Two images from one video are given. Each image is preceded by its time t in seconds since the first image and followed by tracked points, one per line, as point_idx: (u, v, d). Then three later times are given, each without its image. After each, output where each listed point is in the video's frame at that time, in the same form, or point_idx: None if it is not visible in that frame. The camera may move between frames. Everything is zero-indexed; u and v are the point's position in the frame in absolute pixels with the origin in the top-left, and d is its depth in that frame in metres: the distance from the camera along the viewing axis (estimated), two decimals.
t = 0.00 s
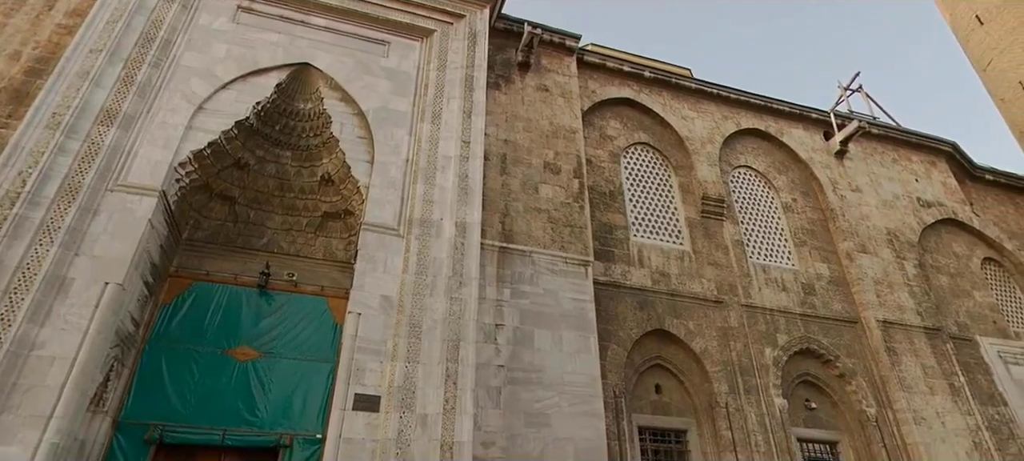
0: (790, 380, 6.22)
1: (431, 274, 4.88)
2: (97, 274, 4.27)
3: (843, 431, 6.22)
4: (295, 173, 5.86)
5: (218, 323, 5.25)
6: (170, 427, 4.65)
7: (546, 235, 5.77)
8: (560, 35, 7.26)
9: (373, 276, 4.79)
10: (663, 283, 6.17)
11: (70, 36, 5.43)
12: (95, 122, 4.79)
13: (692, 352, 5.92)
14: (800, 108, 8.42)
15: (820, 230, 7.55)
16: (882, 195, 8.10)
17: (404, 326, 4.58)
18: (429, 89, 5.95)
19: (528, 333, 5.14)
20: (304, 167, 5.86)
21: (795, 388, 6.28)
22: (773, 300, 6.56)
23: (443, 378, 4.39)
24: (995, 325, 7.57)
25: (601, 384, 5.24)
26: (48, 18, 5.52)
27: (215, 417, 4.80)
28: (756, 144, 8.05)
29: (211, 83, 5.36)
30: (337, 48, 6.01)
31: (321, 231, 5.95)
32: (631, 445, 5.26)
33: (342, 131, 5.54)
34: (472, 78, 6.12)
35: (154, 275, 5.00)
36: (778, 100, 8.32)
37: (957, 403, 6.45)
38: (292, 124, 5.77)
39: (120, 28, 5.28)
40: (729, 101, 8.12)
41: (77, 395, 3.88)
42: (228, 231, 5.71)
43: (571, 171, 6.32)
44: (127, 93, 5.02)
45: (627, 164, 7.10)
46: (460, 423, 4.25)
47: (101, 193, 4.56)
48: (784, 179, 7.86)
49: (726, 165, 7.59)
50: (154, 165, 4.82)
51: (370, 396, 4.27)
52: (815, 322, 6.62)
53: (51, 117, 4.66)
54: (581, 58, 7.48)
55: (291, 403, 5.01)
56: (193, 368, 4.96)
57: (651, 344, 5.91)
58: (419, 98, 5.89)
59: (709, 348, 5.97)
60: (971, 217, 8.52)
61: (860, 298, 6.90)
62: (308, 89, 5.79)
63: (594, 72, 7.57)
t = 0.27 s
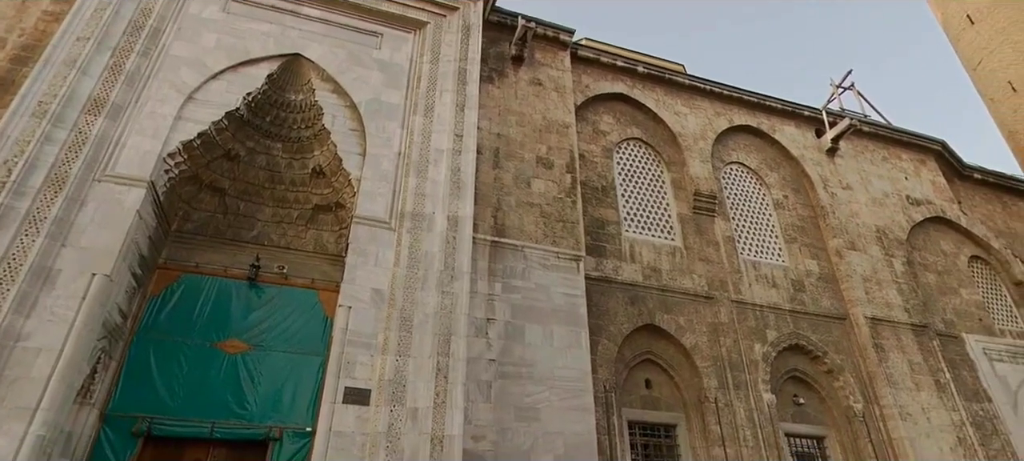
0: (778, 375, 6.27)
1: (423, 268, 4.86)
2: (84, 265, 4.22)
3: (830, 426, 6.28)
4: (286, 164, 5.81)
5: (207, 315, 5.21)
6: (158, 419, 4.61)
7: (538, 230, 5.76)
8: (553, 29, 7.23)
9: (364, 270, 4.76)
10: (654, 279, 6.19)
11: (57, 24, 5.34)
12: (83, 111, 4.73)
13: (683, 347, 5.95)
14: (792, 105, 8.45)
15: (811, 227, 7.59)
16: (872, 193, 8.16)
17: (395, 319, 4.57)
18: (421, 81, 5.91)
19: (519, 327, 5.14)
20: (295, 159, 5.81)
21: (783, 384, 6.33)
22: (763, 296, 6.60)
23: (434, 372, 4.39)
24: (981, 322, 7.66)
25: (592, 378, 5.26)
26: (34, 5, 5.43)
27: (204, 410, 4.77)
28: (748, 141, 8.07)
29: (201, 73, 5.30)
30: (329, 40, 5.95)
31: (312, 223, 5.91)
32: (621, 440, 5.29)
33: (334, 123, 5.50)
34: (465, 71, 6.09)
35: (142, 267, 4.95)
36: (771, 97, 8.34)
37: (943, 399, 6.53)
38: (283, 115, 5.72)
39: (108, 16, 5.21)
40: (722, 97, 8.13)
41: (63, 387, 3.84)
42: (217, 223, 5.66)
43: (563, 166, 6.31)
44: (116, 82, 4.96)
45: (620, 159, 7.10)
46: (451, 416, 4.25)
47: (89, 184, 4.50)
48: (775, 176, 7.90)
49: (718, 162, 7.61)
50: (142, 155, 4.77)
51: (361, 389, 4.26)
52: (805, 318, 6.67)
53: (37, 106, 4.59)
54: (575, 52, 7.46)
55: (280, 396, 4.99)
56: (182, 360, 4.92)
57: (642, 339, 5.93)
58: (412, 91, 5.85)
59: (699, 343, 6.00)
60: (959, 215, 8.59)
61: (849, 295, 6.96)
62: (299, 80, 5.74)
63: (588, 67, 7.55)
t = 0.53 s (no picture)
0: (767, 371, 6.31)
1: (414, 261, 4.83)
2: (71, 256, 4.17)
3: (818, 422, 6.33)
4: (276, 156, 5.76)
5: (196, 307, 5.16)
6: (146, 412, 4.58)
7: (530, 225, 5.75)
8: (547, 23, 7.20)
9: (355, 263, 4.74)
10: (645, 274, 6.20)
11: (43, 11, 5.25)
12: (69, 100, 4.65)
13: (673, 343, 5.97)
14: (784, 102, 8.47)
15: (801, 224, 7.63)
16: (862, 190, 8.21)
17: (385, 313, 4.55)
18: (414, 74, 5.87)
19: (510, 322, 5.13)
20: (286, 150, 5.75)
21: (772, 379, 6.37)
22: (753, 292, 6.63)
23: (425, 366, 4.37)
24: (967, 319, 7.74)
25: (582, 373, 5.26)
26: None
27: (192, 403, 4.73)
28: (740, 137, 8.08)
29: (191, 63, 5.23)
30: (321, 30, 5.89)
31: (302, 216, 5.87)
32: (611, 434, 5.30)
33: (326, 115, 5.45)
34: (458, 64, 6.04)
35: (130, 258, 4.90)
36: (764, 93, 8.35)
37: (929, 396, 6.60)
38: (273, 107, 5.66)
39: (95, 3, 5.12)
40: (715, 93, 8.14)
41: (49, 379, 3.80)
42: (206, 215, 5.60)
43: (556, 160, 6.30)
44: (103, 71, 4.89)
45: (612, 154, 7.10)
46: (441, 410, 4.25)
47: (75, 174, 4.44)
48: (767, 172, 7.92)
49: (710, 158, 7.63)
50: (130, 145, 4.71)
51: (351, 383, 4.24)
52: (794, 314, 6.72)
53: (22, 94, 4.51)
54: (569, 46, 7.43)
55: (270, 389, 4.96)
56: (170, 353, 4.88)
57: (633, 334, 5.94)
58: (404, 83, 5.80)
59: (689, 339, 6.03)
60: (947, 213, 8.67)
61: (838, 292, 7.00)
62: (290, 71, 5.68)
63: (581, 61, 7.52)
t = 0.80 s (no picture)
0: (757, 367, 6.34)
1: (405, 255, 4.80)
2: (56, 247, 4.10)
3: (806, 417, 6.37)
4: (266, 147, 5.70)
5: (184, 300, 5.11)
6: (133, 405, 4.53)
7: (522, 219, 5.73)
8: (541, 16, 7.16)
9: (346, 256, 4.70)
10: (637, 269, 6.21)
11: None
12: (55, 88, 4.57)
13: (664, 338, 5.98)
14: (777, 99, 8.48)
15: (792, 220, 7.66)
16: (852, 188, 8.25)
17: (376, 306, 4.51)
18: (406, 66, 5.82)
19: (501, 316, 5.12)
20: (276, 142, 5.69)
21: (762, 375, 6.40)
22: (744, 288, 6.66)
23: (415, 360, 4.35)
24: (954, 316, 7.81)
25: (573, 368, 5.26)
26: None
27: (180, 396, 4.69)
28: (732, 133, 8.09)
29: (179, 52, 5.15)
30: (313, 21, 5.82)
31: (292, 208, 5.82)
32: (601, 429, 5.31)
33: (317, 107, 5.39)
34: (452, 57, 6.00)
35: (117, 249, 4.84)
36: (757, 90, 8.36)
37: (916, 391, 6.66)
38: (263, 97, 5.58)
39: None
40: (708, 89, 8.14)
41: (34, 372, 3.75)
42: (195, 206, 5.54)
43: (549, 154, 6.28)
44: (90, 59, 4.81)
45: (605, 149, 7.08)
46: (431, 405, 4.23)
47: (61, 163, 4.37)
48: (759, 169, 7.94)
49: (703, 153, 7.63)
50: (117, 135, 4.64)
51: (341, 376, 4.22)
52: (784, 310, 6.75)
53: (6, 82, 4.42)
54: (563, 40, 7.39)
55: (259, 382, 4.93)
56: (157, 345, 4.83)
57: (623, 329, 5.95)
58: (397, 75, 5.75)
59: (680, 334, 6.04)
60: (937, 211, 8.73)
61: (828, 288, 7.05)
62: (281, 62, 5.61)
63: (575, 55, 7.49)
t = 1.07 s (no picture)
0: (747, 363, 6.36)
1: (396, 248, 4.76)
2: (42, 238, 4.04)
3: (795, 413, 6.41)
4: (257, 139, 5.64)
5: (172, 292, 5.05)
6: (120, 399, 4.48)
7: (514, 213, 5.71)
8: (536, 10, 7.11)
9: (336, 249, 4.66)
10: (629, 265, 6.20)
11: None
12: (40, 76, 4.50)
13: (655, 334, 5.99)
14: (770, 95, 8.48)
15: (784, 217, 7.67)
16: (844, 185, 8.28)
17: (367, 300, 4.48)
18: (399, 58, 5.76)
19: (493, 311, 5.10)
20: (266, 134, 5.63)
21: (752, 371, 6.43)
22: (735, 285, 6.67)
23: (406, 354, 4.32)
24: (942, 314, 7.87)
25: (565, 363, 5.25)
26: None
27: (168, 390, 4.64)
28: (726, 129, 8.09)
29: (168, 41, 5.07)
30: (304, 11, 5.74)
31: (283, 201, 5.78)
32: (592, 424, 5.31)
33: (308, 99, 5.34)
34: (445, 49, 5.95)
35: (104, 241, 4.77)
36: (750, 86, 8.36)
37: (904, 388, 6.71)
38: (254, 89, 5.51)
39: None
40: (701, 85, 8.13)
41: (19, 365, 3.69)
42: (184, 198, 5.49)
43: (542, 149, 6.25)
44: (76, 47, 4.73)
45: (598, 144, 7.07)
46: (422, 399, 4.21)
47: (47, 153, 4.30)
48: (751, 165, 7.95)
49: (696, 149, 7.63)
50: (105, 125, 4.57)
51: (331, 371, 4.19)
52: (775, 306, 6.77)
53: None
54: (557, 34, 7.35)
55: (248, 376, 4.89)
56: (145, 339, 4.78)
57: (615, 325, 5.95)
58: (389, 67, 5.70)
59: (671, 330, 6.05)
60: (927, 209, 8.78)
61: (818, 285, 7.08)
62: (272, 52, 5.54)
63: (569, 49, 7.46)
